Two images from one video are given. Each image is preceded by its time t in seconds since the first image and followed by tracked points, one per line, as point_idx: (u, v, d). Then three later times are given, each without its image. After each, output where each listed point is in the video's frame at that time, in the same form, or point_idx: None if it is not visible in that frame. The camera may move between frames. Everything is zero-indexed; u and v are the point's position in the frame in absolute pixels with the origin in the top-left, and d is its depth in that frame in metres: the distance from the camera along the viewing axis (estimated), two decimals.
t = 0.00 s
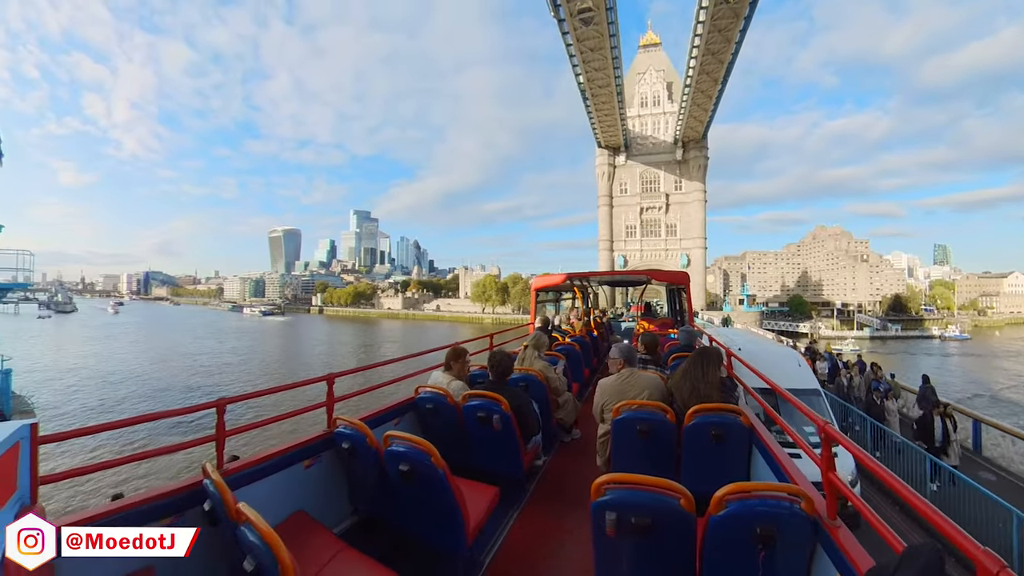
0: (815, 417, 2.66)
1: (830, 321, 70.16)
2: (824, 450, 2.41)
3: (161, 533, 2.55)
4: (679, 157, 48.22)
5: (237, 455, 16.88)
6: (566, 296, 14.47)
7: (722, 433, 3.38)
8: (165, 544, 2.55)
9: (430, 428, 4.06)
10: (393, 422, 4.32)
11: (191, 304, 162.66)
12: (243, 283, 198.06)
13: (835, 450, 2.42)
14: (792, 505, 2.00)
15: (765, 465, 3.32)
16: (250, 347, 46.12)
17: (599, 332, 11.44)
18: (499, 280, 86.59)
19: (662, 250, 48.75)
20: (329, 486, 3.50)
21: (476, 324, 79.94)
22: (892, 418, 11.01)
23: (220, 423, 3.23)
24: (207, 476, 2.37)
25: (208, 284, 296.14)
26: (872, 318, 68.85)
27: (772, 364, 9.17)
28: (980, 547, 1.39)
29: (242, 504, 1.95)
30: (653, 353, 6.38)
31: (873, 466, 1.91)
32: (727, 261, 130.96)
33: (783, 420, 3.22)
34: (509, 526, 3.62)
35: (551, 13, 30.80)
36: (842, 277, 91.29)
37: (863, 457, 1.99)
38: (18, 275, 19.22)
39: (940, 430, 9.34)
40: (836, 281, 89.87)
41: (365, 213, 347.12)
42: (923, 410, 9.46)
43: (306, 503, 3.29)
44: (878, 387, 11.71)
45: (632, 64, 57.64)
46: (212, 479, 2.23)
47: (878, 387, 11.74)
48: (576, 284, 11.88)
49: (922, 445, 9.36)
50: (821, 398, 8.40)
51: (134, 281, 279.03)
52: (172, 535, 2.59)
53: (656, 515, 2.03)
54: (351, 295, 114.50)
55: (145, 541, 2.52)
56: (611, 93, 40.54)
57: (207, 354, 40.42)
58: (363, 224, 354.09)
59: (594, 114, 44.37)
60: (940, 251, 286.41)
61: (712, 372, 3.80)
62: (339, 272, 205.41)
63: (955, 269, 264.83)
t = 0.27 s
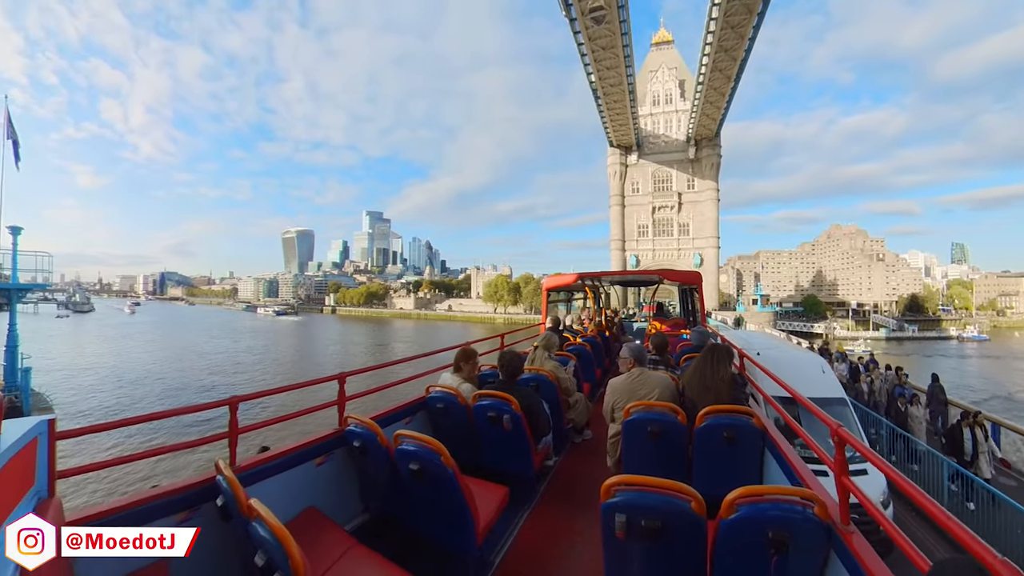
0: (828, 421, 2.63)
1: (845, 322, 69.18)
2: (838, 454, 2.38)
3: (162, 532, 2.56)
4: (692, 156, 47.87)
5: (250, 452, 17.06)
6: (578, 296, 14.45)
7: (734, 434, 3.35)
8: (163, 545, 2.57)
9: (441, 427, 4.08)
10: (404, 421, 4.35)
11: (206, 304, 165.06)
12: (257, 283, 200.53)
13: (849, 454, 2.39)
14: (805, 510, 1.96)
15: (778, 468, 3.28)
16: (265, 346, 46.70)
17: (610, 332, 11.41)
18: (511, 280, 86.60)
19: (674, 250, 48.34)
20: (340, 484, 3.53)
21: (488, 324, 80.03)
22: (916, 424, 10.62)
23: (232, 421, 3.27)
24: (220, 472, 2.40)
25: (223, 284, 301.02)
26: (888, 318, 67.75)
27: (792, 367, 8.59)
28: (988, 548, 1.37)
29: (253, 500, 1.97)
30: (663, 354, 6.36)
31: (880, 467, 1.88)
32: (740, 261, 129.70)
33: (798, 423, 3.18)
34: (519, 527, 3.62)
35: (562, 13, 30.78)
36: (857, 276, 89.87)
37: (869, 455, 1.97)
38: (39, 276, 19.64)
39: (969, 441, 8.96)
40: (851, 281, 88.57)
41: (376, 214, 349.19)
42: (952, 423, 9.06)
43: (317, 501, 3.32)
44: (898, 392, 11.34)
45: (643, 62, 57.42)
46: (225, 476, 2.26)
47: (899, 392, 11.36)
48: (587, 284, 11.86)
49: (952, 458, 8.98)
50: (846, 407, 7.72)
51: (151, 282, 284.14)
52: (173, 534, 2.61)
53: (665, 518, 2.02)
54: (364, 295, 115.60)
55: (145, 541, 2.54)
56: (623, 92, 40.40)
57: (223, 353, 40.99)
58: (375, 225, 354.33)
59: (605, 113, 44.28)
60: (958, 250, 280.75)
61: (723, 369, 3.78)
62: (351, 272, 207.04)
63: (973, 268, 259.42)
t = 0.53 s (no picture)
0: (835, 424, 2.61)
1: (858, 322, 68.24)
2: (845, 459, 2.35)
3: (160, 533, 2.56)
4: (703, 154, 47.48)
5: (259, 449, 17.18)
6: (588, 297, 14.41)
7: (742, 437, 3.32)
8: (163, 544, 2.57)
9: (448, 427, 4.08)
10: (411, 420, 4.38)
11: (220, 304, 166.94)
12: (268, 283, 202.38)
13: (856, 459, 2.36)
14: (811, 515, 1.93)
15: (785, 472, 3.25)
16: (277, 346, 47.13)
17: (619, 332, 11.35)
18: (521, 280, 86.40)
19: (685, 249, 47.90)
20: (347, 482, 3.56)
21: (498, 324, 80.08)
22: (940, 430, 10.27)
23: (242, 419, 3.29)
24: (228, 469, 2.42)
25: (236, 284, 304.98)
26: (903, 319, 66.70)
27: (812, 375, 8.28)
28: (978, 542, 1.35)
29: (260, 496, 1.98)
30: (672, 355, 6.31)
31: (887, 470, 1.86)
32: (752, 260, 128.43)
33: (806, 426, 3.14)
34: (525, 526, 3.62)
35: (572, 11, 30.71)
36: (871, 276, 88.53)
37: (877, 460, 1.95)
38: (56, 276, 19.98)
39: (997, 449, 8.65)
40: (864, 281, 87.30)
41: (386, 215, 350.80)
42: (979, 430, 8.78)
43: (325, 498, 3.35)
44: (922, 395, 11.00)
45: (654, 61, 57.12)
46: (234, 473, 2.28)
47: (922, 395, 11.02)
48: (596, 284, 11.81)
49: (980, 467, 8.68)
50: (866, 415, 7.39)
51: (166, 282, 288.54)
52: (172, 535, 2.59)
53: (669, 520, 2.01)
54: (375, 295, 116.27)
55: (144, 540, 2.55)
56: (633, 90, 40.20)
57: (235, 352, 41.44)
58: (385, 225, 354.39)
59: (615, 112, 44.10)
60: (975, 249, 275.53)
61: (732, 368, 3.75)
62: (361, 272, 208.20)
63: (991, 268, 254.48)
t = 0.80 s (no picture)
0: (840, 424, 2.58)
1: (874, 322, 67.13)
2: (850, 460, 2.33)
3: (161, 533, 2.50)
4: (716, 153, 47.03)
5: (273, 446, 17.33)
6: (599, 296, 14.37)
7: (751, 438, 3.29)
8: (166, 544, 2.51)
9: (459, 425, 4.09)
10: (423, 418, 4.41)
11: (234, 305, 168.98)
12: (282, 283, 204.50)
13: (862, 459, 2.33)
14: (817, 515, 1.92)
15: (794, 472, 3.21)
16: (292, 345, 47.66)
17: (631, 332, 11.30)
18: (533, 280, 86.25)
19: (697, 249, 47.42)
20: (360, 478, 3.60)
21: (510, 324, 80.13)
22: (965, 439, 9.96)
23: (258, 415, 3.34)
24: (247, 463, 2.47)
25: (249, 284, 308.96)
26: (921, 319, 65.48)
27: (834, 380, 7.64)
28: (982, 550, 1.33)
29: (278, 487, 2.01)
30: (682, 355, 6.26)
31: (898, 474, 1.83)
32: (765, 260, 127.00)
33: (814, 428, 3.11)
34: (536, 523, 3.63)
35: (584, 11, 30.67)
36: (887, 276, 87.06)
37: (889, 463, 1.92)
38: (76, 277, 20.40)
39: None
40: (880, 280, 85.84)
41: (398, 215, 352.72)
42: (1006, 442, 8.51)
43: (338, 493, 3.41)
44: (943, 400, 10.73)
45: (665, 59, 56.77)
46: (251, 466, 2.32)
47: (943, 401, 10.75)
48: (607, 283, 11.76)
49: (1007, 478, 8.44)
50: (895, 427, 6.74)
51: (182, 283, 293.07)
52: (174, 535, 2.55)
53: (676, 519, 2.00)
54: (387, 295, 117.09)
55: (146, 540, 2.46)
56: (645, 89, 40.00)
57: (251, 352, 41.97)
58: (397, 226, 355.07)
59: (627, 110, 43.97)
60: (996, 248, 269.41)
61: (740, 369, 3.73)
62: (372, 272, 209.32)
63: (1012, 267, 248.82)
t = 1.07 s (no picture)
0: (855, 426, 2.55)
1: (890, 323, 66.01)
2: (866, 461, 2.29)
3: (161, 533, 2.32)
4: (729, 151, 46.55)
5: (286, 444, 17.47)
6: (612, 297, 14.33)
7: (764, 439, 3.26)
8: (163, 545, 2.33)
9: (473, 424, 4.11)
10: (435, 417, 4.44)
11: (249, 304, 171.05)
12: (295, 283, 206.63)
13: (877, 460, 2.29)
14: (832, 517, 1.88)
15: (810, 474, 3.17)
16: (306, 344, 48.16)
17: (644, 332, 11.24)
18: (545, 280, 86.12)
19: (710, 248, 46.97)
20: (374, 476, 3.64)
21: (522, 324, 80.13)
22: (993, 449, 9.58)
23: (274, 414, 3.38)
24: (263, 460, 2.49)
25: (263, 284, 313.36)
26: (939, 319, 64.25)
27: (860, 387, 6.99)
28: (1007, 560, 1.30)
29: (294, 485, 2.02)
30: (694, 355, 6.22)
31: (915, 475, 1.80)
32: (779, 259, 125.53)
33: (829, 429, 3.07)
34: (549, 523, 3.62)
35: (595, 9, 30.59)
36: (904, 275, 85.43)
37: (903, 463, 1.90)
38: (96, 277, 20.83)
39: None
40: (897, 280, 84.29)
41: (409, 216, 354.35)
42: None
43: (353, 490, 3.45)
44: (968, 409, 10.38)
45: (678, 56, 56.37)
46: (267, 464, 2.33)
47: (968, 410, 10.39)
48: (620, 283, 11.73)
49: None
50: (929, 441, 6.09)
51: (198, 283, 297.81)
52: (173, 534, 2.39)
53: (690, 519, 1.98)
54: (400, 295, 117.92)
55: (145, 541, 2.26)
56: (657, 87, 39.75)
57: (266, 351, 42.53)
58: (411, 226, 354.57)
59: (639, 109, 43.77)
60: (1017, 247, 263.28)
61: (753, 369, 3.69)
62: (383, 272, 210.60)
63: None
